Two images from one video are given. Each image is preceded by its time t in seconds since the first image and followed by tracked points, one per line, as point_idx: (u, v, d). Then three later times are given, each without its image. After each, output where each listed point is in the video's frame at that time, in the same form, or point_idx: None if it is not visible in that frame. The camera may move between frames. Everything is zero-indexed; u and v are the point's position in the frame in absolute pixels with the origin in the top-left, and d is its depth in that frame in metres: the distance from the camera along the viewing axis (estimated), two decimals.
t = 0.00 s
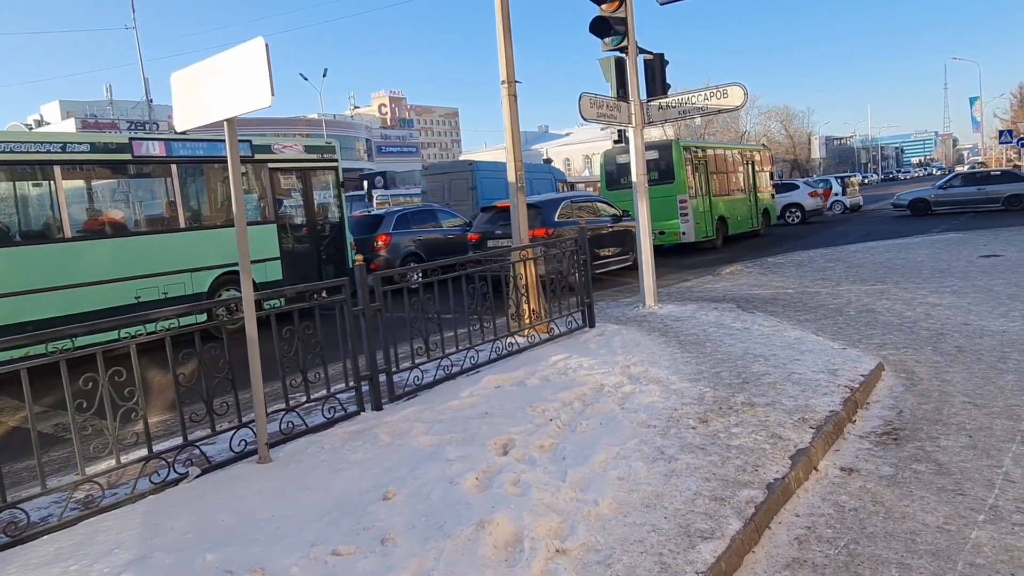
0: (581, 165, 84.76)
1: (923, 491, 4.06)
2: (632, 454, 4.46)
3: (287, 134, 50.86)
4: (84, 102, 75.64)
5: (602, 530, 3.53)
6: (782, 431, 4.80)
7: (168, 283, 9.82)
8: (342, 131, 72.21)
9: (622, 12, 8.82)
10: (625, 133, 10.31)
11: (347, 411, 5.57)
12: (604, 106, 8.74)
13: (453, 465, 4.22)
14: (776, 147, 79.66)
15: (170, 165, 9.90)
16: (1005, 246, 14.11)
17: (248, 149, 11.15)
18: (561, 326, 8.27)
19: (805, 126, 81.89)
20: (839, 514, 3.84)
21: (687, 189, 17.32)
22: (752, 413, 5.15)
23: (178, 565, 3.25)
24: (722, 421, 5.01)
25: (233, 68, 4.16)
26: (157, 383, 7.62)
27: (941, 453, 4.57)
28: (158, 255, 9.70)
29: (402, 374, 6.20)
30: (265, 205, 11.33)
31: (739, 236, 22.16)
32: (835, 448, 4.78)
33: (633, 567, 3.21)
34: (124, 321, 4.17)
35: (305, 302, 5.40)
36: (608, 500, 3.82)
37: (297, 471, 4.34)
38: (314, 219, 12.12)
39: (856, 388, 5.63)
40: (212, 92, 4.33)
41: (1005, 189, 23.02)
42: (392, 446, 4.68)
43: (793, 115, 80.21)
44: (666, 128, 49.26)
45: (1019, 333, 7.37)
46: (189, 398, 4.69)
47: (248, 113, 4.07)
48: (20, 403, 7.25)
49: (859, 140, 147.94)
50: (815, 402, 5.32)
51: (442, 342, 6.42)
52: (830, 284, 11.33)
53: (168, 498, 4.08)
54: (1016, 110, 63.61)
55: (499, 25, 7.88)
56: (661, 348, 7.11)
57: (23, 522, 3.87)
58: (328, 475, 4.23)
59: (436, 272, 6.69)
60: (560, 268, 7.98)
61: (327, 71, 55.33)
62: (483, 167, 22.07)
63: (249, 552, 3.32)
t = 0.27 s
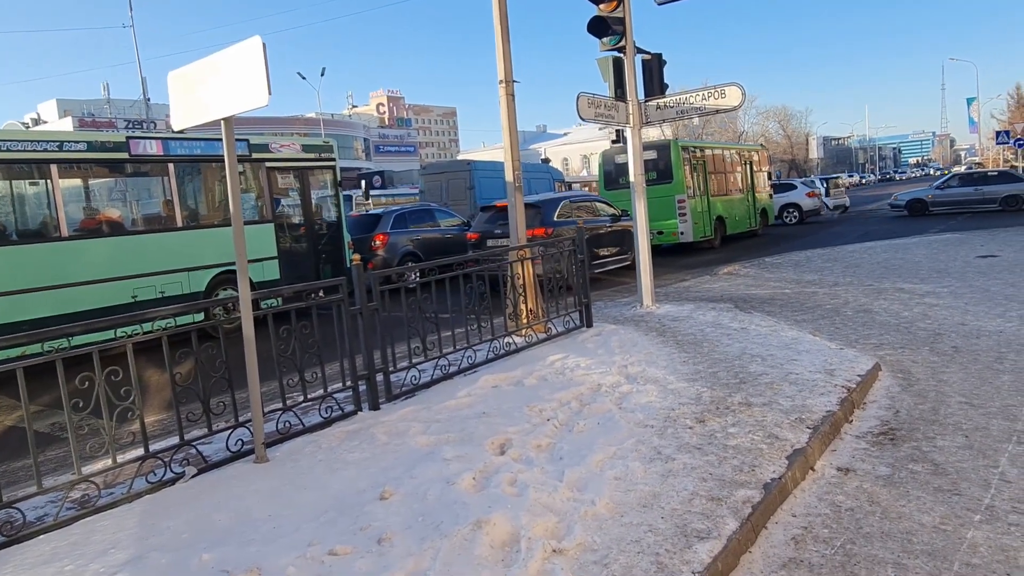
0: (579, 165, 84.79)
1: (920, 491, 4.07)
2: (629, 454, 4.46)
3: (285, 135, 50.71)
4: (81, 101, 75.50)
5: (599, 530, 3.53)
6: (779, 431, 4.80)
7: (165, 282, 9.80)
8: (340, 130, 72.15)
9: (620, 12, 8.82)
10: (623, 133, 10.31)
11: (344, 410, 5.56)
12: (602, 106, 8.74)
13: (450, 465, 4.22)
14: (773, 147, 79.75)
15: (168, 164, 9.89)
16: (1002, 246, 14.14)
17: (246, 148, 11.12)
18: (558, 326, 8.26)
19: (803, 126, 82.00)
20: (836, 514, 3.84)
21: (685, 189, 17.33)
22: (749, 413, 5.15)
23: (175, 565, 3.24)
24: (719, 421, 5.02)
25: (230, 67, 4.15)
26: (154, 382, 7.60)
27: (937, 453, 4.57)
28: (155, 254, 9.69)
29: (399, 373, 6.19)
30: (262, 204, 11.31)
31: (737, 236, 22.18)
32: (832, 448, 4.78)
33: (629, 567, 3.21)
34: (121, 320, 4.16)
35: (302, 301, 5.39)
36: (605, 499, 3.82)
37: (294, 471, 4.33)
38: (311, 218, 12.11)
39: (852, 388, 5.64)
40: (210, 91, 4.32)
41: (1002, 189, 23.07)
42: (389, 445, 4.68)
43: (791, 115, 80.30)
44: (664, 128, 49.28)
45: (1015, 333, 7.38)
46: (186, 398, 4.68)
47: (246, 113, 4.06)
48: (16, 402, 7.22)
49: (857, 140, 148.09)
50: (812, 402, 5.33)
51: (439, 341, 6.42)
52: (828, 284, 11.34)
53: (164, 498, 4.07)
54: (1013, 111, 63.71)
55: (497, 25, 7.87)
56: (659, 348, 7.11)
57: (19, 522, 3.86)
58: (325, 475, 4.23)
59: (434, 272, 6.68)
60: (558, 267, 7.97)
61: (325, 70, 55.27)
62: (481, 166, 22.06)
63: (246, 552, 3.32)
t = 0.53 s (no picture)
0: (576, 165, 84.83)
1: (915, 491, 4.07)
2: (625, 454, 4.46)
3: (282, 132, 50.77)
4: (78, 100, 75.44)
5: (595, 530, 3.53)
6: (775, 431, 4.81)
7: (161, 282, 9.78)
8: (336, 129, 72.07)
9: (617, 12, 8.83)
10: (620, 133, 10.32)
11: (340, 410, 5.55)
12: (599, 106, 8.75)
13: (446, 465, 4.22)
14: (770, 148, 79.87)
15: (164, 163, 9.87)
16: (997, 246, 14.18)
17: (242, 147, 11.08)
18: (555, 326, 8.26)
19: (800, 126, 82.13)
20: (832, 514, 3.85)
21: (682, 189, 17.35)
22: (745, 413, 5.16)
23: (170, 565, 3.23)
24: (716, 421, 5.02)
25: (226, 65, 4.15)
26: (150, 382, 7.59)
27: (933, 453, 4.59)
28: (151, 254, 9.67)
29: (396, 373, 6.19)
30: (259, 203, 11.27)
31: (734, 235, 22.21)
32: (828, 448, 4.79)
33: (625, 567, 3.21)
34: (116, 320, 4.15)
35: (299, 301, 5.38)
36: (602, 499, 3.82)
37: (290, 471, 4.33)
38: (308, 217, 12.10)
39: (848, 388, 5.66)
40: (206, 89, 4.32)
41: (998, 189, 23.15)
42: (385, 445, 4.68)
43: (788, 115, 80.44)
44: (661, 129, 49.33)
45: (1011, 333, 7.41)
46: (182, 398, 4.67)
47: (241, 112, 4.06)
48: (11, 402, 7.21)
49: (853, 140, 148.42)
50: (808, 402, 5.34)
51: (436, 341, 6.41)
52: (824, 284, 11.36)
53: (159, 498, 4.06)
54: (1009, 111, 63.90)
55: (494, 25, 7.87)
56: (655, 348, 7.12)
57: (14, 522, 3.85)
58: (322, 475, 4.22)
59: (431, 271, 6.67)
60: (555, 267, 7.97)
61: (322, 70, 55.19)
62: (478, 166, 22.06)
63: (241, 552, 3.31)
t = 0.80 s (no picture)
0: (572, 164, 84.85)
1: (910, 489, 4.09)
2: (621, 453, 4.47)
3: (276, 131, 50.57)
4: (72, 98, 75.09)
5: (591, 528, 3.54)
6: (770, 430, 4.82)
7: (157, 281, 9.76)
8: (332, 128, 71.96)
9: (614, 11, 8.83)
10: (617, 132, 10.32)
11: (336, 409, 5.55)
12: (595, 105, 8.74)
13: (442, 464, 4.22)
14: (766, 147, 79.99)
15: (159, 162, 9.84)
16: (992, 246, 14.22)
17: (238, 146, 11.07)
18: (551, 325, 8.27)
19: (795, 126, 82.28)
20: (827, 513, 3.86)
21: (679, 188, 17.37)
22: (740, 412, 5.17)
23: (165, 564, 3.23)
24: (711, 420, 5.03)
25: (222, 64, 4.13)
26: (145, 381, 7.58)
27: (928, 452, 4.60)
28: (146, 253, 9.64)
29: (392, 372, 6.18)
30: (255, 202, 11.25)
31: (730, 235, 22.23)
32: (823, 447, 4.81)
33: (621, 566, 3.21)
34: (112, 318, 4.13)
35: (295, 300, 5.37)
36: (598, 498, 3.82)
37: (286, 470, 4.32)
38: (304, 217, 12.08)
39: (844, 387, 5.67)
40: (201, 87, 4.30)
41: (993, 189, 23.23)
42: (381, 444, 4.67)
43: (784, 115, 80.59)
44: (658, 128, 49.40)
45: (1005, 332, 7.43)
46: (177, 397, 4.66)
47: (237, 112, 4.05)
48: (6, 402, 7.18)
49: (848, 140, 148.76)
50: (804, 401, 5.35)
51: (432, 340, 6.41)
52: (820, 283, 11.39)
53: (154, 497, 4.05)
54: (1004, 112, 64.13)
55: (490, 24, 7.86)
56: (652, 347, 7.12)
57: (9, 521, 3.84)
58: (318, 474, 4.22)
59: (427, 270, 6.67)
60: (551, 266, 7.97)
61: (318, 69, 55.09)
62: (474, 165, 22.04)
63: (237, 552, 3.31)
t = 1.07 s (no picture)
0: (569, 163, 84.88)
1: (905, 489, 4.10)
2: (617, 452, 4.47)
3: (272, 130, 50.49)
4: (67, 96, 74.82)
5: (587, 528, 3.54)
6: (766, 429, 4.83)
7: (152, 280, 9.74)
8: (329, 127, 71.85)
9: (610, 11, 8.84)
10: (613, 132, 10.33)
11: (332, 408, 5.54)
12: (591, 105, 8.75)
13: (438, 464, 4.21)
14: (762, 147, 80.09)
15: (155, 161, 9.81)
16: (987, 246, 14.26)
17: (233, 145, 11.05)
18: (547, 325, 8.27)
19: (791, 126, 82.42)
20: (823, 512, 3.87)
21: (675, 188, 17.39)
22: (736, 411, 5.17)
23: (160, 564, 3.22)
24: (707, 419, 5.04)
25: (217, 62, 4.13)
26: (140, 380, 7.56)
27: (923, 451, 4.61)
28: (141, 252, 9.62)
29: (388, 371, 6.18)
30: (250, 201, 11.24)
31: (726, 234, 22.26)
32: (818, 446, 4.82)
33: (617, 565, 3.21)
34: (107, 318, 4.12)
35: (290, 299, 5.36)
36: (593, 497, 3.83)
37: (282, 470, 4.32)
38: (300, 216, 12.06)
39: (840, 386, 5.68)
40: (197, 85, 4.29)
41: (988, 189, 23.29)
42: (377, 444, 4.67)
43: (780, 115, 80.71)
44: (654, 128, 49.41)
45: (1000, 332, 7.46)
46: (172, 396, 4.65)
47: (232, 110, 4.04)
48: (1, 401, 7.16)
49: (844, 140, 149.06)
50: (799, 401, 5.35)
51: (428, 340, 6.40)
52: (815, 283, 11.41)
53: (149, 497, 4.04)
54: (999, 112, 64.31)
55: (486, 23, 7.86)
56: (648, 347, 7.13)
57: (3, 521, 3.83)
58: (313, 474, 4.21)
59: (423, 269, 6.66)
60: (547, 266, 7.98)
61: (315, 69, 55.01)
62: (471, 164, 22.02)
63: (232, 551, 3.30)
